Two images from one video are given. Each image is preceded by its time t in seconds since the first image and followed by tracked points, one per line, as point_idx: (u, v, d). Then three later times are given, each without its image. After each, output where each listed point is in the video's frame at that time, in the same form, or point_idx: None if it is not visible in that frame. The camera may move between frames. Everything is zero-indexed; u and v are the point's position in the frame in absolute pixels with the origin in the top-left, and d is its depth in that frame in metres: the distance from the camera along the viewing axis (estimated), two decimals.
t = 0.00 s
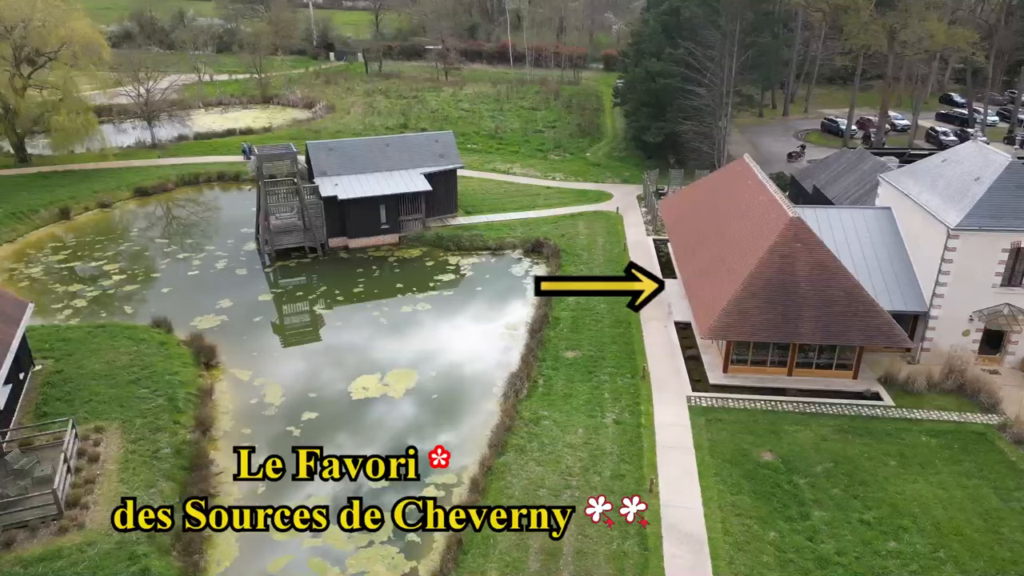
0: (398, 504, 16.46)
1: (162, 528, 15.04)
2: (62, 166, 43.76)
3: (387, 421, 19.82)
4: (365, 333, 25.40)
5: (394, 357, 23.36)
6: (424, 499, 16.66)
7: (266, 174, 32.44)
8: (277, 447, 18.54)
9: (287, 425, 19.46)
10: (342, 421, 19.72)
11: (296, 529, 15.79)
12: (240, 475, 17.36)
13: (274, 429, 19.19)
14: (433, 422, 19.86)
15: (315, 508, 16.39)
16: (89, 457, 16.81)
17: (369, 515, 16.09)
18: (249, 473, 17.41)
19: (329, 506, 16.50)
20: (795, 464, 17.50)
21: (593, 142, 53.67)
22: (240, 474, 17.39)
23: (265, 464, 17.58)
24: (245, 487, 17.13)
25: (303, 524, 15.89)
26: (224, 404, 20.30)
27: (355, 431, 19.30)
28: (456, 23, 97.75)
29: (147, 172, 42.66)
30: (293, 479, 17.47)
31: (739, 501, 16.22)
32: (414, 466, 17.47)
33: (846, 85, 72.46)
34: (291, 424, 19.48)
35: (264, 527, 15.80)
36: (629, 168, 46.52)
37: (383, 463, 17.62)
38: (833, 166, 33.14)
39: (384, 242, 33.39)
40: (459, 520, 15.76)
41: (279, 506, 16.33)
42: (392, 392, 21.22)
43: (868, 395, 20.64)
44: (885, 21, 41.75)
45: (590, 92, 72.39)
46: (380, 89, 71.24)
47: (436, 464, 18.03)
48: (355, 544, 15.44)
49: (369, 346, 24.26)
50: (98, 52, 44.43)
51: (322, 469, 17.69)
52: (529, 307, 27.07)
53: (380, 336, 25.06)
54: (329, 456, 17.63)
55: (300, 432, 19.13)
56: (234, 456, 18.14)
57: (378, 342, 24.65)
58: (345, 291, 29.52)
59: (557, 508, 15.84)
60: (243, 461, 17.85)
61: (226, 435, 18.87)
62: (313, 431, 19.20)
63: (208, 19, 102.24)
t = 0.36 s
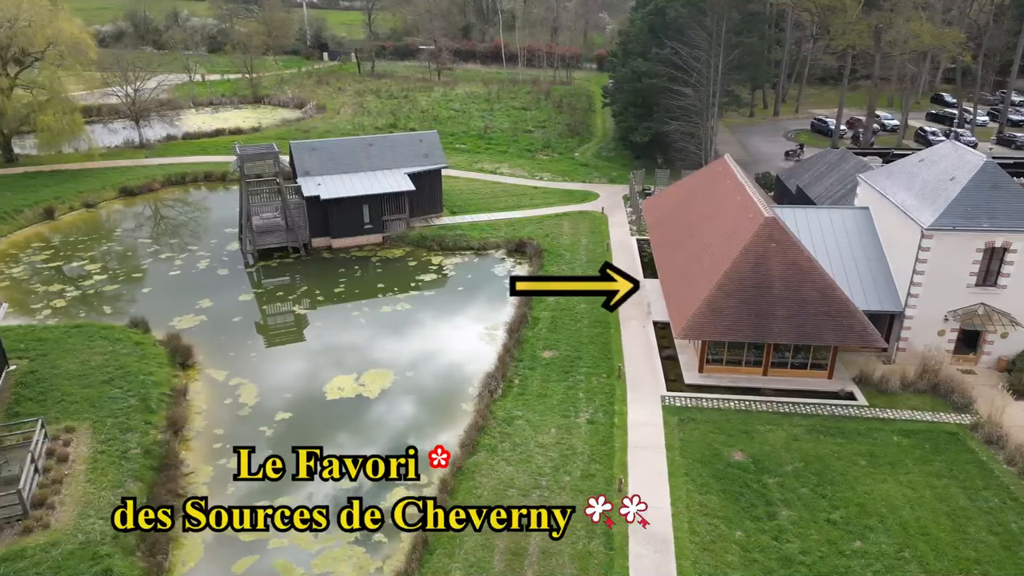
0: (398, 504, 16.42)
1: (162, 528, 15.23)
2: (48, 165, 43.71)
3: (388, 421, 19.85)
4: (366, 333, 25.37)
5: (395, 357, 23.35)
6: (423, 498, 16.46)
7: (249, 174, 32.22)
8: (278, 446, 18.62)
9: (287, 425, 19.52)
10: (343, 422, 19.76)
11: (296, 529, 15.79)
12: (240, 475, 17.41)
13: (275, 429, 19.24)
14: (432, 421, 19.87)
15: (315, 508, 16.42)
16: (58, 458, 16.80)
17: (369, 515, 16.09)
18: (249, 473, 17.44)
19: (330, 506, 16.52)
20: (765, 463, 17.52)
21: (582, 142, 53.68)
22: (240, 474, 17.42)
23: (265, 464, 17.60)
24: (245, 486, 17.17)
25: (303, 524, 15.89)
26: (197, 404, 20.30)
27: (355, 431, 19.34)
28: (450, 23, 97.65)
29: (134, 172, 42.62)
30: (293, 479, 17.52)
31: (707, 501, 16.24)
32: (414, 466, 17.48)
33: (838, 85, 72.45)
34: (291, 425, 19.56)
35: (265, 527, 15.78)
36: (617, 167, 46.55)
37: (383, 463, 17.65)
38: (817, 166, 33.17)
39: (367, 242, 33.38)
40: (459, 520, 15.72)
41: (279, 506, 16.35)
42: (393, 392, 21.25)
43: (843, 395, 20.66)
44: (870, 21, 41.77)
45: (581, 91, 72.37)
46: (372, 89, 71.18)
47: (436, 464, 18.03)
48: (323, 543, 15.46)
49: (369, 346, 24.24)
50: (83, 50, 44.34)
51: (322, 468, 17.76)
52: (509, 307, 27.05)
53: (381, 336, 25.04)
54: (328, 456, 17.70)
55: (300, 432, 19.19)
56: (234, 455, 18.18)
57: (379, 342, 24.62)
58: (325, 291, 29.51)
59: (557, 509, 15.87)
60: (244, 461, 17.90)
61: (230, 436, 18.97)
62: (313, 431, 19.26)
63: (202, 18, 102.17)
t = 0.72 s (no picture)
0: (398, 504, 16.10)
1: (162, 528, 15.63)
2: (35, 166, 43.70)
3: (387, 421, 19.89)
4: (366, 333, 25.36)
5: (395, 357, 23.39)
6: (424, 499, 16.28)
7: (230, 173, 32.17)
8: (277, 447, 18.67)
9: (287, 426, 19.56)
10: (343, 422, 19.81)
11: (296, 529, 15.83)
12: (240, 475, 17.48)
13: (275, 430, 19.28)
14: (433, 421, 19.90)
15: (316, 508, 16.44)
16: (27, 458, 16.80)
17: (369, 515, 16.08)
18: (249, 473, 17.51)
19: (330, 506, 16.54)
20: (734, 463, 17.54)
21: (571, 142, 53.68)
22: (240, 474, 17.49)
23: (265, 464, 17.71)
24: (246, 486, 17.22)
25: (304, 524, 15.95)
26: (172, 404, 20.34)
27: (355, 431, 19.39)
28: (444, 23, 97.60)
29: (121, 172, 42.60)
30: (293, 479, 17.61)
31: (674, 500, 16.27)
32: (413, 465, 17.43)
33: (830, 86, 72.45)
34: (291, 425, 19.60)
35: (264, 527, 15.83)
36: (604, 168, 46.56)
37: (383, 463, 17.68)
38: (800, 166, 33.19)
39: (350, 242, 33.41)
40: (459, 520, 15.74)
41: (279, 506, 16.40)
42: (393, 392, 21.32)
43: (816, 395, 20.68)
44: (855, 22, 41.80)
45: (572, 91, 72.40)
46: (363, 89, 71.15)
47: (436, 464, 17.63)
48: (288, 543, 15.44)
49: (369, 346, 24.25)
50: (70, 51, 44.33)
51: (322, 469, 17.84)
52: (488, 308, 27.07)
53: (381, 336, 25.05)
54: (329, 457, 17.78)
55: (300, 432, 19.24)
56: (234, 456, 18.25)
57: (379, 342, 24.64)
58: (306, 291, 29.50)
59: (557, 509, 15.91)
60: (243, 461, 17.96)
61: (231, 435, 19.04)
62: (312, 431, 19.30)
63: (197, 18, 102.22)
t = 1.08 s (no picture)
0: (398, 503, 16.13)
1: (162, 528, 15.70)
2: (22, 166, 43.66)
3: (388, 421, 19.89)
4: (367, 333, 25.33)
5: (395, 358, 23.39)
6: (424, 499, 16.31)
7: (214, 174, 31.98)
8: (278, 447, 18.67)
9: (287, 426, 19.57)
10: (343, 422, 19.81)
11: (296, 529, 15.82)
12: (240, 475, 17.47)
13: (275, 430, 19.29)
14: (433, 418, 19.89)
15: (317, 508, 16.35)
16: None
17: (369, 514, 15.79)
18: (249, 473, 17.50)
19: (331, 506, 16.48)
20: (704, 463, 17.55)
21: (560, 142, 53.68)
22: (240, 474, 17.50)
23: (266, 464, 17.70)
24: (246, 486, 17.19)
25: (303, 524, 15.93)
26: (146, 404, 20.34)
27: (357, 430, 19.39)
28: (438, 23, 97.53)
29: (108, 172, 42.58)
30: (293, 479, 17.55)
31: (642, 500, 16.30)
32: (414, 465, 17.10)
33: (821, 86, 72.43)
34: (292, 426, 19.60)
35: (264, 527, 15.85)
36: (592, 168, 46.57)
37: (383, 463, 17.38)
38: (783, 166, 33.22)
39: (334, 241, 33.43)
40: (459, 519, 15.72)
41: (280, 506, 16.40)
42: (394, 392, 21.33)
43: (790, 395, 20.69)
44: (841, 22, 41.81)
45: (564, 92, 72.43)
46: (355, 89, 71.13)
47: (436, 464, 17.66)
48: (253, 544, 15.43)
49: (370, 347, 24.23)
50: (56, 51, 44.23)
51: (322, 468, 17.79)
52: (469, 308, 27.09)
53: (382, 336, 25.03)
54: (329, 457, 17.72)
55: (301, 432, 19.23)
56: (234, 456, 18.25)
57: (379, 342, 24.63)
58: (287, 291, 29.48)
59: (558, 509, 15.88)
60: (243, 461, 17.96)
61: (232, 436, 19.05)
62: (313, 431, 19.30)
63: (191, 18, 102.27)
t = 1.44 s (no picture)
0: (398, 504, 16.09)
1: (162, 528, 15.76)
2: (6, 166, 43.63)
3: (387, 420, 19.90)
4: (367, 333, 25.33)
5: (394, 358, 23.39)
6: (424, 499, 16.28)
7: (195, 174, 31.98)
8: (278, 447, 18.67)
9: (288, 425, 19.58)
10: (342, 422, 19.82)
11: (296, 529, 15.80)
12: (240, 475, 17.47)
13: (275, 429, 19.31)
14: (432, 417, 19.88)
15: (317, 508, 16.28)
16: None
17: (369, 514, 15.75)
18: (249, 473, 17.50)
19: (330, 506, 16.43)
20: (672, 463, 17.58)
21: (547, 142, 53.68)
22: (241, 474, 17.49)
23: (266, 464, 17.68)
24: (245, 486, 17.20)
25: (304, 524, 15.86)
26: (117, 403, 20.36)
27: (356, 430, 19.40)
28: (430, 23, 97.46)
29: (93, 172, 42.53)
30: (293, 479, 17.54)
31: (608, 500, 16.32)
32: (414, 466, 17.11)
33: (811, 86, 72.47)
34: (292, 425, 19.61)
35: (264, 527, 15.86)
36: (579, 168, 46.59)
37: (383, 463, 17.27)
38: (765, 166, 33.26)
39: (316, 241, 33.43)
40: (459, 520, 15.76)
41: (280, 506, 16.37)
42: (391, 392, 21.33)
43: (762, 394, 20.72)
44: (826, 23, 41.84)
45: (555, 92, 72.44)
46: (345, 89, 71.13)
47: (436, 464, 17.67)
48: (216, 544, 15.46)
49: (370, 347, 24.24)
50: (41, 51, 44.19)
51: (322, 468, 17.75)
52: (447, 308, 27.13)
53: (383, 336, 25.02)
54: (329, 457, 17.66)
55: (300, 432, 19.24)
56: (233, 455, 18.24)
57: (379, 342, 24.64)
58: (267, 291, 29.50)
59: (557, 508, 15.91)
60: (244, 461, 17.95)
61: (230, 436, 19.07)
62: (313, 430, 19.32)
63: (185, 18, 102.28)
